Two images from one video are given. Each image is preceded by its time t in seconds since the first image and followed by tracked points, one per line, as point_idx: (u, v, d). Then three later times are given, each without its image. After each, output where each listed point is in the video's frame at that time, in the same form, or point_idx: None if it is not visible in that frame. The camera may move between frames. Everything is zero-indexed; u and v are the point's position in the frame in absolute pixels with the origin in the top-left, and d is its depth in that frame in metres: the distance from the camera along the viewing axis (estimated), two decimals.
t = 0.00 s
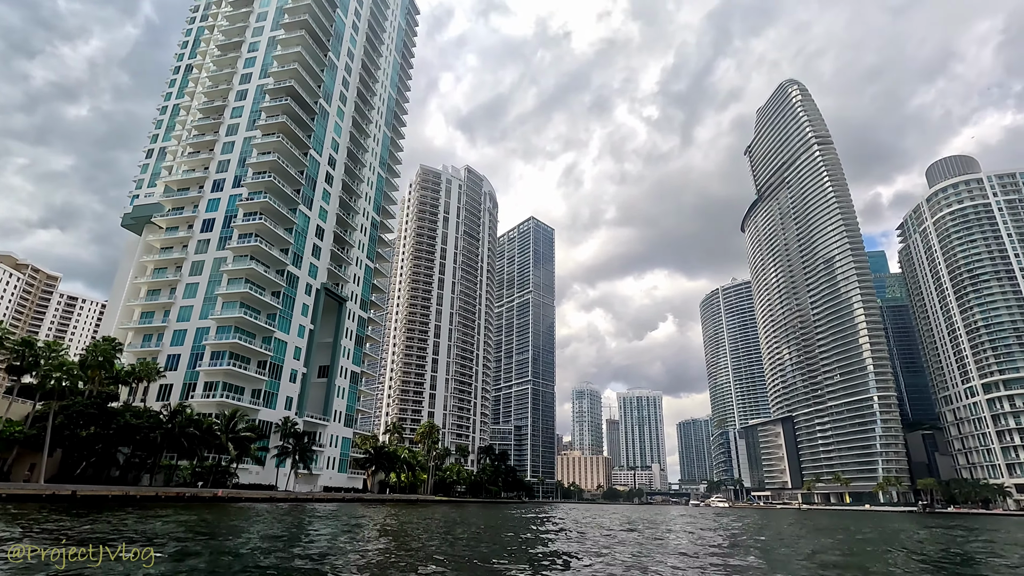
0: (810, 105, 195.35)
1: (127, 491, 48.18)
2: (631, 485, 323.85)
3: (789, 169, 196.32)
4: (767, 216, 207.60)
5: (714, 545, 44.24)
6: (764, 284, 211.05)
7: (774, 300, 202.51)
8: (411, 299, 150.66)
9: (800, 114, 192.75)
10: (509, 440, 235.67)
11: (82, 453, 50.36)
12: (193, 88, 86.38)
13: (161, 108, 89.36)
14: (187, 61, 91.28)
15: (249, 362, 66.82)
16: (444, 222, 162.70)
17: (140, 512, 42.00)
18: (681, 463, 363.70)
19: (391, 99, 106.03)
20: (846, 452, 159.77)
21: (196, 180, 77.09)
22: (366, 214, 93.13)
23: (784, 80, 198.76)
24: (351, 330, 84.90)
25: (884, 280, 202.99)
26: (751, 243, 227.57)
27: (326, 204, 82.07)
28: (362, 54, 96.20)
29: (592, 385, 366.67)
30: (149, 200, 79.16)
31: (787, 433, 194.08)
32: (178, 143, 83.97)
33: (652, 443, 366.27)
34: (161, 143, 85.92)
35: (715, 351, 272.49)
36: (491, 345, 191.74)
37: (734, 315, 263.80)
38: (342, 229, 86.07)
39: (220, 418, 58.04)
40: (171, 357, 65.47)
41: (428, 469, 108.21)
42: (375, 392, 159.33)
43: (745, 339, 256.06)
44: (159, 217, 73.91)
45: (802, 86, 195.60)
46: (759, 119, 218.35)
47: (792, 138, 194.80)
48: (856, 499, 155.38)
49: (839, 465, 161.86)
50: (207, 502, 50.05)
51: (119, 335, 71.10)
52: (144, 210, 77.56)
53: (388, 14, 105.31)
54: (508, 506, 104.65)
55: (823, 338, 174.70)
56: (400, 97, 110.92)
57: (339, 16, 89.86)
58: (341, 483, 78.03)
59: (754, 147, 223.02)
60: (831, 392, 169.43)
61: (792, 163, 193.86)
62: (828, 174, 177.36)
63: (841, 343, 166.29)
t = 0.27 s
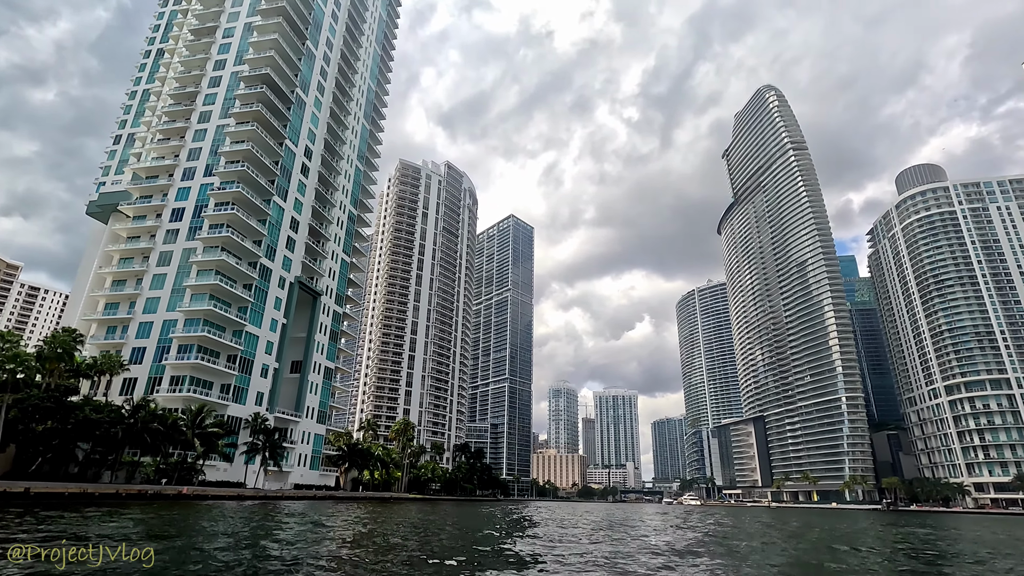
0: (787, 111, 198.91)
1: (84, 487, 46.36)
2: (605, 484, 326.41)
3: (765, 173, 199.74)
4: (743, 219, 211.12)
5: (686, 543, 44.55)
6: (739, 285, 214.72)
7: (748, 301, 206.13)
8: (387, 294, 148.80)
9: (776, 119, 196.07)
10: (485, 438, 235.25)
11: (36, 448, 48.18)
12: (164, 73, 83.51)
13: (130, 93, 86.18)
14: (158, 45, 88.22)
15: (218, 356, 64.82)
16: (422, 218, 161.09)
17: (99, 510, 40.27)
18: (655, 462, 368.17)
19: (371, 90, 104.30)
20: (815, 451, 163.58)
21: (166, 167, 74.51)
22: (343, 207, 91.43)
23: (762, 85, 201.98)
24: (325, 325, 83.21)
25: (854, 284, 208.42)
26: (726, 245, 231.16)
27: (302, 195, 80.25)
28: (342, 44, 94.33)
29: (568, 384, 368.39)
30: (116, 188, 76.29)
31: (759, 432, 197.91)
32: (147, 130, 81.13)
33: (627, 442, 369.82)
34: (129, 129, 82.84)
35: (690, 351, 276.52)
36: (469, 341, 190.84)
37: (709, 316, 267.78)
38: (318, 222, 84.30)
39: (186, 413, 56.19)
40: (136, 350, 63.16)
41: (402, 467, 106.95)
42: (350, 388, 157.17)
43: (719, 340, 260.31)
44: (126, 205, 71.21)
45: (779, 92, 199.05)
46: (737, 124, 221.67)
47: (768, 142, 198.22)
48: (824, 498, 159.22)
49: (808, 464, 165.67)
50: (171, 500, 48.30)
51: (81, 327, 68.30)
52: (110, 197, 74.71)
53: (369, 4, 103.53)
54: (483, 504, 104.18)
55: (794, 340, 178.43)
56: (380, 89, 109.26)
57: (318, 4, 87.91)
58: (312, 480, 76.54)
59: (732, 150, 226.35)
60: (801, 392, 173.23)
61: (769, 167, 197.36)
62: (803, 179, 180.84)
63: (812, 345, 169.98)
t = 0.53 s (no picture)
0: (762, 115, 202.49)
1: (38, 484, 43.82)
2: (579, 481, 328.93)
3: (741, 176, 203.08)
4: (718, 222, 214.71)
5: (658, 540, 44.96)
6: (713, 286, 218.35)
7: (721, 302, 209.77)
8: (363, 289, 146.73)
9: (752, 124, 199.49)
10: (459, 435, 234.39)
11: None
12: (132, 55, 80.36)
13: (95, 75, 82.74)
14: (126, 27, 84.89)
15: (184, 349, 62.63)
16: (400, 212, 159.26)
17: (53, 508, 38.37)
18: (628, 459, 372.40)
19: (349, 81, 102.27)
20: (783, 449, 167.49)
21: (132, 153, 71.66)
22: (318, 198, 89.40)
23: (739, 90, 205.08)
24: (297, 318, 81.25)
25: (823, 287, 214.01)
26: (702, 246, 234.62)
27: (275, 185, 78.13)
28: (319, 32, 92.18)
29: (544, 382, 369.80)
30: (78, 173, 73.16)
31: (730, 431, 201.65)
32: (113, 114, 77.99)
33: (601, 439, 373.27)
34: (94, 112, 79.55)
35: (665, 351, 280.27)
36: (445, 338, 189.64)
37: (683, 316, 271.66)
38: (292, 214, 82.26)
39: (148, 407, 53.98)
40: (97, 341, 60.58)
41: (375, 464, 105.61)
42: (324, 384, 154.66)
43: (693, 340, 264.34)
44: (88, 190, 68.27)
45: (755, 96, 202.41)
46: (715, 127, 224.88)
47: (744, 146, 201.69)
48: (791, 495, 163.21)
49: (776, 462, 169.58)
50: (131, 497, 46.40)
51: (38, 318, 65.28)
52: (71, 182, 71.58)
53: None
54: (456, 501, 103.52)
55: (765, 340, 182.21)
56: (358, 80, 107.24)
57: None
58: (282, 477, 74.85)
59: (709, 153, 229.54)
60: (771, 392, 177.09)
61: (744, 170, 200.82)
62: (776, 182, 184.40)
63: (782, 345, 173.84)
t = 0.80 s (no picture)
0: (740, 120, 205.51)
1: None
2: (555, 480, 330.00)
3: (719, 180, 206.12)
4: (696, 224, 217.66)
5: (633, 539, 45.13)
6: (690, 288, 221.28)
7: (698, 304, 212.69)
8: (339, 284, 144.47)
9: (731, 128, 202.41)
10: (435, 434, 232.89)
11: None
12: (101, 38, 77.35)
13: (62, 58, 79.47)
14: (95, 8, 81.72)
15: (151, 343, 60.40)
16: (379, 207, 157.25)
17: (7, 508, 36.50)
18: (604, 459, 375.05)
19: (328, 72, 100.30)
20: (756, 449, 170.60)
21: (99, 139, 68.91)
22: (294, 191, 87.37)
23: (718, 94, 207.93)
24: (270, 313, 79.18)
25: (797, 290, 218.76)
26: (679, 248, 237.41)
27: (250, 177, 76.01)
28: (298, 22, 90.07)
29: (522, 381, 369.93)
30: (41, 159, 70.16)
31: (704, 431, 204.53)
32: (80, 98, 75.00)
33: (577, 439, 375.15)
34: (60, 96, 76.41)
35: (642, 351, 283.02)
36: (423, 335, 188.06)
37: (660, 317, 274.82)
38: (268, 206, 80.16)
39: (111, 402, 51.78)
40: (58, 334, 58.04)
41: (349, 462, 104.00)
42: (298, 381, 151.88)
43: (669, 340, 267.47)
44: (51, 177, 65.41)
45: (734, 101, 205.39)
46: (694, 131, 227.81)
47: (722, 150, 204.62)
48: (762, 494, 166.34)
49: (748, 462, 172.70)
50: (91, 495, 44.49)
51: None
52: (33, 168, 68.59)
53: None
54: (432, 500, 102.57)
55: (740, 342, 185.37)
56: (337, 72, 105.21)
57: None
58: (252, 475, 72.99)
59: (688, 156, 232.37)
60: (744, 393, 180.10)
61: (722, 174, 203.74)
62: (753, 187, 187.43)
63: (756, 347, 176.91)
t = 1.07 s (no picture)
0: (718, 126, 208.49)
1: None
2: (530, 480, 330.56)
3: (696, 184, 208.87)
4: (673, 228, 220.50)
5: (608, 539, 45.06)
6: (666, 291, 223.97)
7: (674, 306, 215.38)
8: (314, 281, 141.81)
9: (708, 133, 205.26)
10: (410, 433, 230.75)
11: None
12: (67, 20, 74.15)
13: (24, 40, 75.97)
14: None
15: (114, 337, 57.94)
16: (356, 203, 154.92)
17: None
18: (579, 459, 377.10)
19: (306, 64, 98.06)
20: (728, 449, 173.36)
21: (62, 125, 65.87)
22: (269, 184, 85.12)
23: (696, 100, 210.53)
24: (242, 308, 76.89)
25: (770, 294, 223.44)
26: (656, 251, 240.03)
27: (222, 168, 73.64)
28: (275, 11, 87.80)
29: (498, 381, 369.41)
30: None
31: (678, 431, 207.07)
32: (43, 82, 71.79)
33: (553, 439, 376.42)
34: (21, 80, 73.04)
35: (618, 352, 285.38)
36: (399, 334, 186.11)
37: (637, 318, 277.48)
38: (241, 199, 77.81)
39: (70, 398, 49.22)
40: (14, 327, 55.24)
41: (321, 462, 102.12)
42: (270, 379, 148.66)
43: (645, 342, 270.37)
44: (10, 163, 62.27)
45: (712, 107, 208.24)
46: (673, 135, 230.48)
47: (700, 155, 207.51)
48: (734, 494, 169.24)
49: (721, 462, 175.54)
50: (48, 496, 42.38)
51: None
52: None
53: None
54: (406, 500, 101.37)
55: (714, 344, 188.30)
56: (315, 64, 103.05)
57: None
58: (220, 475, 70.85)
59: (666, 160, 234.94)
60: (718, 394, 182.88)
61: (699, 178, 206.63)
62: (729, 192, 190.34)
63: (730, 350, 179.81)
